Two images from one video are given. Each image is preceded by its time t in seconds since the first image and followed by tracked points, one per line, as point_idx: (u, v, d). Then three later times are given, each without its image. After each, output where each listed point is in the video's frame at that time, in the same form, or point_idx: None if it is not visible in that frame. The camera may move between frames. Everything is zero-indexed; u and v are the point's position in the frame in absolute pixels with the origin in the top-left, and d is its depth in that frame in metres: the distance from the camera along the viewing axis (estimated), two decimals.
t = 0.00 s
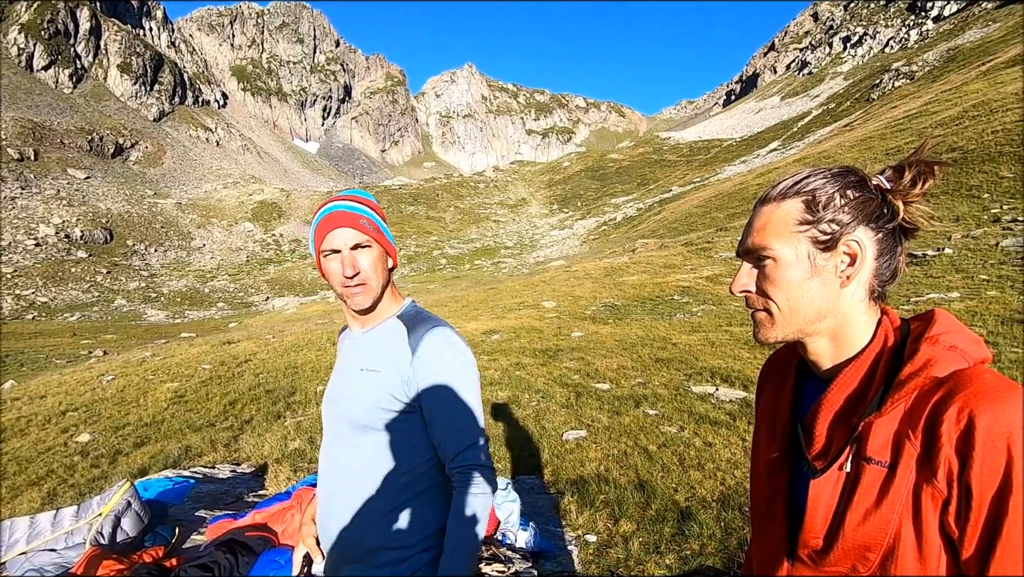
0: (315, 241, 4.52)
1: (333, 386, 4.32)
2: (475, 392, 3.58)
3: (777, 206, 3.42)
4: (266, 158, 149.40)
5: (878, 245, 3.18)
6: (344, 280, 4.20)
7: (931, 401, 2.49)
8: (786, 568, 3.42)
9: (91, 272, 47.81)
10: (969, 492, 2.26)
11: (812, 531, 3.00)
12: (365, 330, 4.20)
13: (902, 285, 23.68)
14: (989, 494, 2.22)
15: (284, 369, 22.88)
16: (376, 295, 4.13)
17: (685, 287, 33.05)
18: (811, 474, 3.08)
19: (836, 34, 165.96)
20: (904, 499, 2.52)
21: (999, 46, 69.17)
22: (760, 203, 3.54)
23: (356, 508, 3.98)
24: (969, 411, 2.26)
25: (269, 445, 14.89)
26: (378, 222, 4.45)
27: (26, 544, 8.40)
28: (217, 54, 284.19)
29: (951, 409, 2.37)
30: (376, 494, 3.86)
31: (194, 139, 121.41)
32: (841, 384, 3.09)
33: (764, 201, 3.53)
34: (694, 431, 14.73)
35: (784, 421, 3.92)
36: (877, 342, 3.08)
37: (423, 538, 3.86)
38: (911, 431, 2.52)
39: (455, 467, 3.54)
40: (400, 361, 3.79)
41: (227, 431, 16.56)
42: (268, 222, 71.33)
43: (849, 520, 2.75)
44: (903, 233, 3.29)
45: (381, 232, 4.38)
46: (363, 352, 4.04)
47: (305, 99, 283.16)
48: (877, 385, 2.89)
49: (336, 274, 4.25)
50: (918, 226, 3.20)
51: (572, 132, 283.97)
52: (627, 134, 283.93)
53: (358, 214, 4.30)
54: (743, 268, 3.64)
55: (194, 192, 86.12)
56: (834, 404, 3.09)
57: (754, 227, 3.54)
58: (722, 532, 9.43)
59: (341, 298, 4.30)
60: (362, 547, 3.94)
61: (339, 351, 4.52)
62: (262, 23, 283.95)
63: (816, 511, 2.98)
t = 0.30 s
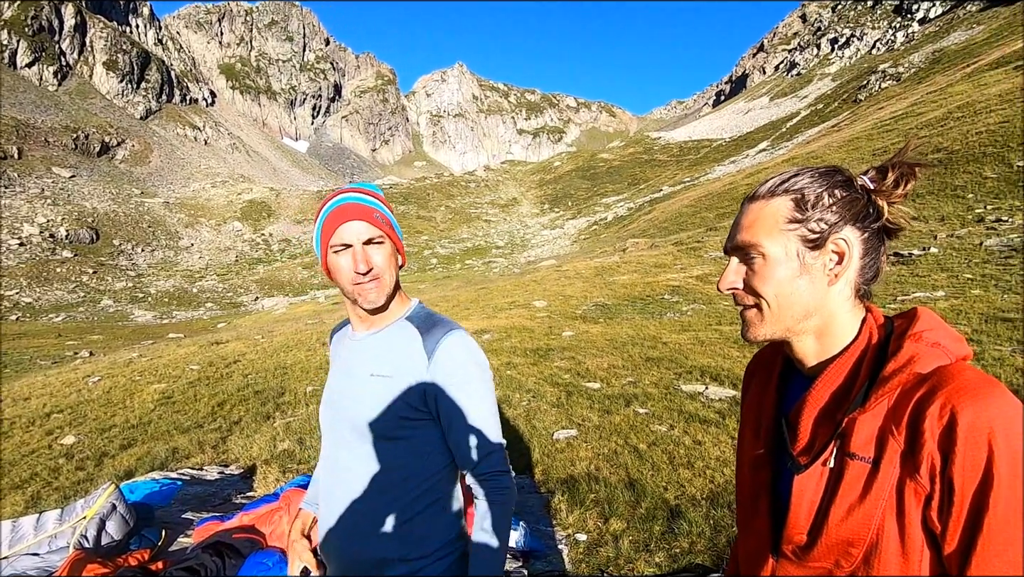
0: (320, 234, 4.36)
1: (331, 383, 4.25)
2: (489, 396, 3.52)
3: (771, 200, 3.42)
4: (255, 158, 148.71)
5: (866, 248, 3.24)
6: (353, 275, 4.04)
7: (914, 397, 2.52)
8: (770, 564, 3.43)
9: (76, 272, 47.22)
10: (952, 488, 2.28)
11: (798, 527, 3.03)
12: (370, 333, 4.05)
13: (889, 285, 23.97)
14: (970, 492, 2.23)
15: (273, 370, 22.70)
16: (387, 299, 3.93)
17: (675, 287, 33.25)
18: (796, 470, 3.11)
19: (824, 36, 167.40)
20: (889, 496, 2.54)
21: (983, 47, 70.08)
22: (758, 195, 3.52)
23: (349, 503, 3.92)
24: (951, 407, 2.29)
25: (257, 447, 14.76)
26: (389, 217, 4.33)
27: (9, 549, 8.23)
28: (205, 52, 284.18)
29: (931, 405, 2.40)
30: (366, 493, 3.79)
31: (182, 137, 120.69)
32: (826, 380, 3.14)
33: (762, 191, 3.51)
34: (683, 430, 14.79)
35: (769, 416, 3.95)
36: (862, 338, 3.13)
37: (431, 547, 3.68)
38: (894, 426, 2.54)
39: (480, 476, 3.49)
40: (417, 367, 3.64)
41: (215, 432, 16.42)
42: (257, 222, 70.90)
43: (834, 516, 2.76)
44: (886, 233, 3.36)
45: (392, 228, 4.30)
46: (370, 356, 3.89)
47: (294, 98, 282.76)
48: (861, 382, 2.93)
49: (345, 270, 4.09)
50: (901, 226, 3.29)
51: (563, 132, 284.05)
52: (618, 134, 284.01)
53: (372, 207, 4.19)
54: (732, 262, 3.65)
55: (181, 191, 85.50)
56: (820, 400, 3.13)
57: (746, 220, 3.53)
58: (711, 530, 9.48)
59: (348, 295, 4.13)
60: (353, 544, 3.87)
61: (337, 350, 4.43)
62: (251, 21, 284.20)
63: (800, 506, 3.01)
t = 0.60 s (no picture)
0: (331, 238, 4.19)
1: (331, 385, 4.11)
2: (504, 407, 3.37)
3: (786, 188, 3.28)
4: (243, 157, 147.96)
5: (863, 258, 3.30)
6: (372, 282, 3.85)
7: (891, 393, 2.54)
8: (754, 561, 3.44)
9: (61, 273, 46.67)
10: (929, 480, 2.30)
11: (780, 523, 3.05)
12: (382, 344, 3.86)
13: (875, 283, 24.23)
14: (947, 483, 2.25)
15: (262, 371, 22.55)
16: (403, 306, 3.79)
17: (665, 286, 33.44)
18: (779, 466, 3.13)
19: (812, 36, 168.70)
20: (871, 488, 2.56)
21: (967, 48, 70.97)
22: (769, 183, 3.37)
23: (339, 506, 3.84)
24: (929, 400, 2.31)
25: (245, 449, 14.63)
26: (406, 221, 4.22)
27: None
28: (192, 50, 283.42)
29: (909, 398, 2.42)
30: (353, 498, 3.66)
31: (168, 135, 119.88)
32: (807, 376, 3.18)
33: (774, 179, 3.36)
34: (673, 428, 14.86)
35: (750, 413, 3.97)
36: (843, 337, 3.18)
37: (439, 565, 3.52)
38: (873, 421, 2.57)
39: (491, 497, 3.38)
40: (432, 377, 3.50)
41: (203, 435, 16.28)
42: (245, 222, 70.45)
43: (816, 511, 2.77)
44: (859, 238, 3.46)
45: (409, 233, 4.18)
46: (380, 368, 3.74)
47: (282, 97, 282.29)
48: (842, 377, 2.95)
49: (362, 276, 3.89)
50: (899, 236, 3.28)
51: (553, 131, 283.97)
52: (608, 133, 284.00)
53: (390, 210, 4.06)
54: (741, 263, 3.53)
55: (168, 191, 84.82)
56: (801, 397, 3.16)
57: (750, 216, 3.41)
58: (699, 528, 9.55)
59: (359, 304, 3.93)
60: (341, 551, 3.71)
61: (339, 355, 4.24)
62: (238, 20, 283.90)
63: (783, 503, 3.04)
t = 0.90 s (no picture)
0: (347, 234, 4.15)
1: (331, 385, 4.02)
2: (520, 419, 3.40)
3: (765, 202, 3.29)
4: (232, 158, 147.27)
5: (850, 262, 3.34)
6: (382, 284, 3.80)
7: (880, 398, 2.58)
8: (745, 563, 3.46)
9: (47, 274, 46.13)
10: (918, 482, 2.33)
11: (773, 526, 3.07)
12: (394, 348, 3.79)
13: (862, 284, 24.51)
14: (935, 486, 2.28)
15: (251, 374, 22.37)
16: (410, 307, 3.73)
17: (655, 286, 33.63)
18: (772, 469, 3.16)
19: (800, 38, 170.09)
20: (860, 489, 2.59)
21: (951, 52, 72.00)
22: (750, 194, 3.37)
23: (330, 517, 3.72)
24: (918, 404, 2.35)
25: (234, 452, 14.49)
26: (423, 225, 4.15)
27: None
28: (180, 50, 282.79)
29: (898, 401, 2.45)
30: (348, 501, 3.55)
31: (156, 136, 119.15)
32: (797, 381, 3.22)
33: (755, 189, 3.36)
34: (663, 428, 14.94)
35: (740, 416, 3.99)
36: (832, 342, 3.23)
37: None
38: (864, 424, 2.60)
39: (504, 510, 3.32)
40: (450, 390, 3.44)
41: (191, 438, 16.12)
42: (234, 224, 70.03)
43: (807, 514, 2.80)
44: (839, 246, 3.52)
45: (427, 234, 4.12)
46: (389, 370, 3.68)
47: (272, 98, 281.80)
48: (831, 380, 3.00)
49: (374, 276, 3.85)
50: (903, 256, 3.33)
51: (544, 132, 283.98)
52: (599, 135, 284.01)
53: (406, 210, 3.98)
54: (724, 275, 3.56)
55: (156, 192, 84.12)
56: (791, 400, 3.21)
57: (733, 225, 3.42)
58: (689, 528, 9.61)
59: (368, 303, 3.90)
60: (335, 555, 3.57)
61: (343, 353, 4.10)
62: (227, 21, 284.01)
63: (776, 506, 3.06)
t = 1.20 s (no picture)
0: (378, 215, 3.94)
1: (327, 388, 3.97)
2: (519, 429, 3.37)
3: (748, 207, 3.30)
4: (225, 159, 146.79)
5: (834, 265, 3.36)
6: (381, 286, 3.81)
7: (864, 401, 2.60)
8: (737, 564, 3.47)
9: (35, 275, 45.71)
10: (901, 486, 2.35)
11: (761, 529, 3.08)
12: (398, 347, 3.76)
13: (853, 286, 24.73)
14: (919, 488, 2.31)
15: (243, 376, 22.23)
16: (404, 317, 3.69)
17: (648, 289, 33.78)
18: (758, 473, 3.17)
19: (791, 43, 171.65)
20: (844, 494, 2.61)
21: (940, 57, 72.88)
22: (733, 200, 3.38)
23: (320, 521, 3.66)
24: (900, 407, 2.36)
25: (225, 455, 14.40)
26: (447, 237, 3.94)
27: None
28: (172, 50, 281.81)
29: (882, 405, 2.48)
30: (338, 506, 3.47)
31: (147, 136, 118.49)
32: (783, 384, 3.25)
33: (738, 194, 3.38)
34: (655, 430, 14.98)
35: (730, 418, 4.01)
36: (816, 346, 3.25)
37: None
38: (848, 427, 2.62)
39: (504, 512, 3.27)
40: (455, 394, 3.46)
41: (181, 441, 16.00)
42: (226, 225, 69.70)
43: (795, 516, 2.82)
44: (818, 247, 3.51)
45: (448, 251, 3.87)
46: (388, 372, 3.67)
47: (265, 98, 281.38)
48: (818, 383, 3.03)
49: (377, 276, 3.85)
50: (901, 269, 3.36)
51: (538, 134, 284.03)
52: (593, 137, 284.04)
53: (427, 226, 3.78)
54: (708, 280, 3.59)
55: (147, 192, 83.58)
56: (778, 404, 3.23)
57: (717, 231, 3.45)
58: (681, 529, 9.63)
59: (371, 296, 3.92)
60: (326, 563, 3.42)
61: (341, 355, 4.06)
62: (220, 21, 283.43)
63: (764, 508, 3.08)
